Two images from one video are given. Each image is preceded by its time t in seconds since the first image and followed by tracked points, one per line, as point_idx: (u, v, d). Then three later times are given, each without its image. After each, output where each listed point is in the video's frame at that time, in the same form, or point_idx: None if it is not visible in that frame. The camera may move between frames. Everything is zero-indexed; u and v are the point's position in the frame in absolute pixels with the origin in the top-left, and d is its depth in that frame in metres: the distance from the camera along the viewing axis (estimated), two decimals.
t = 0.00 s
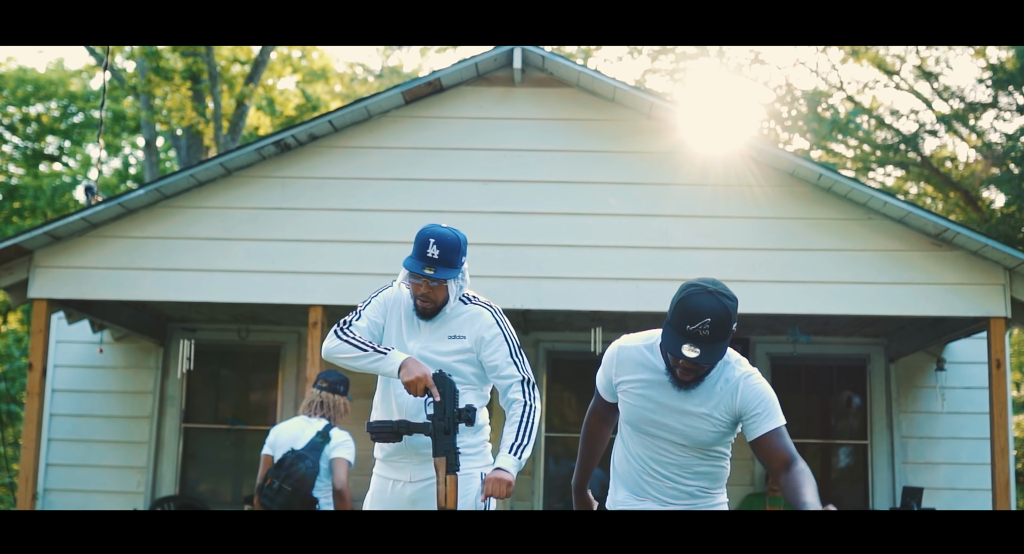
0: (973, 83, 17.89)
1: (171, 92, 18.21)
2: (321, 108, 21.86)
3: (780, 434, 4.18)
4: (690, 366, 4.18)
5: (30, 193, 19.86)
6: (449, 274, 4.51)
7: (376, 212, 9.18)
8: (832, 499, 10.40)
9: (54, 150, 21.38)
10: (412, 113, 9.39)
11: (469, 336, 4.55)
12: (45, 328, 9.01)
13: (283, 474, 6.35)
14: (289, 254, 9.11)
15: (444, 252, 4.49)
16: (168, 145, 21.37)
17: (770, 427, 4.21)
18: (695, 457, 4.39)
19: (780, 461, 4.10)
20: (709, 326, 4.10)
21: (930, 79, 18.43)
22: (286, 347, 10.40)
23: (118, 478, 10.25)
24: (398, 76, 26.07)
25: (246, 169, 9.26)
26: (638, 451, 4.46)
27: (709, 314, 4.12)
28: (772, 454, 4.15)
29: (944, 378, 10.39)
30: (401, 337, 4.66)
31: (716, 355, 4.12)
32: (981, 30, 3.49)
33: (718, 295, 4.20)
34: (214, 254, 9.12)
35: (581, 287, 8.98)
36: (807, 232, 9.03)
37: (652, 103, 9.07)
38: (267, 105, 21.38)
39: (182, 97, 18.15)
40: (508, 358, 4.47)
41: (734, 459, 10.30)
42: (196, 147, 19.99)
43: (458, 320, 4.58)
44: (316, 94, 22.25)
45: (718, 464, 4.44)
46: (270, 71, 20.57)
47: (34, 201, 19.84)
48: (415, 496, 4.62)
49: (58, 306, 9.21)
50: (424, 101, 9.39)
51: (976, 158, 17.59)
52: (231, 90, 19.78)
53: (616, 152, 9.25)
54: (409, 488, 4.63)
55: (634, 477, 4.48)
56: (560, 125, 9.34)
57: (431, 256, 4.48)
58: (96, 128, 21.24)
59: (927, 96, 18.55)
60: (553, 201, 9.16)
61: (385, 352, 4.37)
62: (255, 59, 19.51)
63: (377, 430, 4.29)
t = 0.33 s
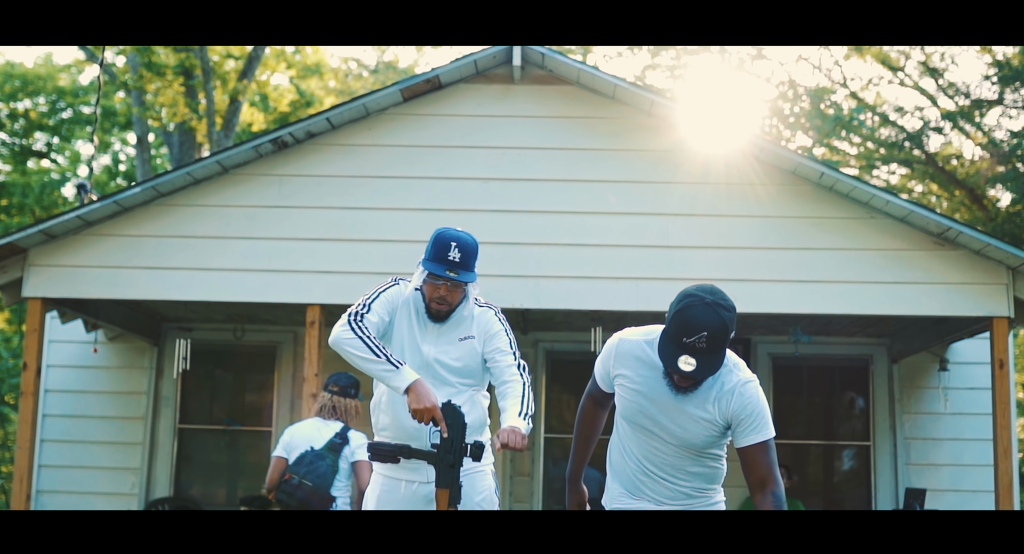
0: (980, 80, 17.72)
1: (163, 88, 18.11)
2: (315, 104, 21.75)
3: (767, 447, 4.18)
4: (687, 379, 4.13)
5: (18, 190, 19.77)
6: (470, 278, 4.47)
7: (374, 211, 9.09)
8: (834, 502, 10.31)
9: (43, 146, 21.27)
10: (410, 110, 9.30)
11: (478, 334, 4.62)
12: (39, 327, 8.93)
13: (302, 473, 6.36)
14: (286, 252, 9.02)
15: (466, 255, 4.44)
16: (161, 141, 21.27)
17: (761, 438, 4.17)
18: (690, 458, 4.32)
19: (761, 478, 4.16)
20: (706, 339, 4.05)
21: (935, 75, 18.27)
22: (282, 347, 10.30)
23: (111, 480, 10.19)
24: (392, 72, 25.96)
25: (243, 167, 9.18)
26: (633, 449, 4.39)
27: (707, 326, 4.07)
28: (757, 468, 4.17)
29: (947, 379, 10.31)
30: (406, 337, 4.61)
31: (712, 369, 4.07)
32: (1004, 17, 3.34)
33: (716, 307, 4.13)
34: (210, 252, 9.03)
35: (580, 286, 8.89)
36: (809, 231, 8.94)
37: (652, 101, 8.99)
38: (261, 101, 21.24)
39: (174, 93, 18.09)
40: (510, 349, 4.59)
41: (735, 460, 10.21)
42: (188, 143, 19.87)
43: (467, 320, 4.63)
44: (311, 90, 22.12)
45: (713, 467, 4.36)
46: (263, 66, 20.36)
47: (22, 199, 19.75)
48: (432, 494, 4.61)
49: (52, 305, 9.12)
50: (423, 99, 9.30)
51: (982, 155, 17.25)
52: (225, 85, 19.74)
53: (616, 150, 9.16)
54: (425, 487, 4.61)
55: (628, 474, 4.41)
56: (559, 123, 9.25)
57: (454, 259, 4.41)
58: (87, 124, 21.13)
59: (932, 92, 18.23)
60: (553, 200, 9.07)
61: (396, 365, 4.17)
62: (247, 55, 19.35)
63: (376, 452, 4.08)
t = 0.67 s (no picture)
0: (984, 77, 17.74)
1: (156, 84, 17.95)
2: (310, 100, 21.58)
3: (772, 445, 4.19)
4: (690, 386, 4.09)
5: (7, 187, 19.62)
6: (489, 270, 4.46)
7: (373, 209, 9.01)
8: (837, 504, 10.20)
9: (31, 142, 21.10)
10: (410, 108, 9.21)
11: (491, 325, 4.60)
12: (35, 327, 8.84)
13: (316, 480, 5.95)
14: (285, 250, 8.93)
15: (481, 248, 4.43)
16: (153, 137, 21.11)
17: (768, 436, 4.18)
18: (696, 455, 4.25)
19: (762, 469, 4.20)
20: (706, 350, 4.01)
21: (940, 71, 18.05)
22: (279, 347, 10.22)
23: (104, 481, 10.12)
24: (390, 66, 25.44)
25: (241, 166, 9.09)
26: (637, 446, 4.29)
27: (706, 336, 4.00)
28: (760, 463, 4.20)
29: (951, 379, 10.25)
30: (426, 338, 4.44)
31: (714, 377, 4.06)
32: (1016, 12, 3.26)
33: (715, 316, 4.05)
34: (208, 251, 8.94)
35: (582, 285, 8.80)
36: (812, 230, 8.85)
37: (654, 98, 8.90)
38: (254, 97, 21.06)
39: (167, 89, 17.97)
40: (519, 335, 4.62)
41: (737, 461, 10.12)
42: (182, 140, 19.73)
43: (480, 314, 4.58)
44: (306, 86, 21.99)
45: (717, 465, 4.30)
46: (258, 62, 20.22)
47: (11, 196, 19.59)
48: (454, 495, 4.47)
49: (48, 304, 9.04)
50: (423, 96, 9.21)
51: (987, 153, 17.29)
52: (219, 81, 19.68)
53: (618, 148, 9.08)
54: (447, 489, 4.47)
55: (632, 472, 4.32)
56: (561, 121, 9.16)
57: (472, 253, 4.40)
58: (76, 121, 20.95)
59: (937, 88, 18.20)
60: (554, 198, 8.98)
61: (409, 400, 4.08)
62: (243, 51, 19.22)
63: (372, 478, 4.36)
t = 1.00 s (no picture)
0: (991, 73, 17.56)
1: (148, 79, 17.74)
2: (304, 95, 21.47)
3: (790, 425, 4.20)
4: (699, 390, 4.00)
5: None
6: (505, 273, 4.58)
7: (373, 208, 8.91)
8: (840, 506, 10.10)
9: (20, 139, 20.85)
10: (410, 106, 9.12)
11: (502, 326, 4.79)
12: (31, 326, 8.77)
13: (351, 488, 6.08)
14: (283, 249, 8.84)
15: (495, 253, 4.54)
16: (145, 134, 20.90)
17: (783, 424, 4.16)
18: (711, 449, 4.17)
19: (781, 439, 4.22)
20: (714, 356, 3.94)
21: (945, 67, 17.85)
22: (276, 346, 10.14)
23: (100, 483, 10.05)
24: (385, 62, 25.17)
25: (239, 164, 9.00)
26: (650, 440, 4.18)
27: (715, 340, 3.93)
28: (775, 438, 4.23)
29: (956, 380, 10.14)
30: (433, 356, 4.45)
31: (723, 383, 3.98)
32: None
33: (726, 321, 3.95)
34: (205, 250, 8.86)
35: (582, 285, 8.71)
36: (816, 229, 8.75)
37: (656, 95, 8.80)
38: (248, 93, 20.84)
39: (160, 85, 17.82)
40: (523, 339, 4.85)
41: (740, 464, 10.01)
42: (175, 137, 19.53)
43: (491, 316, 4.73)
44: (299, 81, 21.90)
45: (727, 461, 4.23)
46: (252, 58, 20.02)
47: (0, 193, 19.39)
48: (483, 497, 4.59)
49: (44, 304, 8.96)
50: (423, 93, 9.12)
51: (993, 151, 17.04)
52: (213, 77, 19.60)
53: (620, 146, 8.98)
54: (478, 490, 4.58)
55: (644, 466, 4.19)
56: (562, 119, 9.06)
57: (489, 259, 4.50)
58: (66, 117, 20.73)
59: (942, 84, 18.01)
60: (555, 197, 8.88)
61: (401, 433, 4.06)
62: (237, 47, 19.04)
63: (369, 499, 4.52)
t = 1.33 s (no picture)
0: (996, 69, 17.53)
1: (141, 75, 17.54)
2: (298, 91, 21.30)
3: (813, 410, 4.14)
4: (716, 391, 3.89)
5: None
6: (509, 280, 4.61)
7: (373, 207, 8.82)
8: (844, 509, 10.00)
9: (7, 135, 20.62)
10: (410, 104, 9.02)
11: (515, 336, 4.80)
12: (26, 326, 8.69)
13: (347, 490, 6.22)
14: (282, 249, 8.75)
15: (499, 261, 4.58)
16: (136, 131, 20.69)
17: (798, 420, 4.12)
18: (729, 452, 4.09)
19: (805, 425, 4.19)
20: (731, 357, 3.81)
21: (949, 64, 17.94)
22: (273, 347, 10.04)
23: (92, 485, 9.97)
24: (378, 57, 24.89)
25: (237, 162, 8.90)
26: (666, 445, 4.07)
27: (734, 343, 3.79)
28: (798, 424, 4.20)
29: (960, 381, 10.07)
30: (444, 370, 4.46)
31: (738, 384, 3.86)
32: None
33: (745, 325, 3.80)
34: (203, 250, 8.76)
35: (584, 285, 8.61)
36: (819, 229, 8.66)
37: (658, 93, 8.70)
38: (240, 89, 20.60)
39: (153, 81, 17.59)
40: (534, 350, 4.89)
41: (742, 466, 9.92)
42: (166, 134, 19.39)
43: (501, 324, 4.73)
44: (292, 76, 21.70)
45: (742, 462, 4.17)
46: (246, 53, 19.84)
47: None
48: (498, 499, 4.60)
49: (40, 303, 8.87)
50: (423, 91, 9.02)
51: (998, 148, 17.13)
52: (206, 73, 19.38)
53: (622, 145, 8.88)
54: (492, 492, 4.58)
55: (660, 473, 4.10)
56: (563, 117, 8.96)
57: (493, 267, 4.54)
58: (53, 114, 20.53)
59: (947, 80, 17.95)
60: (557, 196, 8.78)
61: (390, 449, 4.15)
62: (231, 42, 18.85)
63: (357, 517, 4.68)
